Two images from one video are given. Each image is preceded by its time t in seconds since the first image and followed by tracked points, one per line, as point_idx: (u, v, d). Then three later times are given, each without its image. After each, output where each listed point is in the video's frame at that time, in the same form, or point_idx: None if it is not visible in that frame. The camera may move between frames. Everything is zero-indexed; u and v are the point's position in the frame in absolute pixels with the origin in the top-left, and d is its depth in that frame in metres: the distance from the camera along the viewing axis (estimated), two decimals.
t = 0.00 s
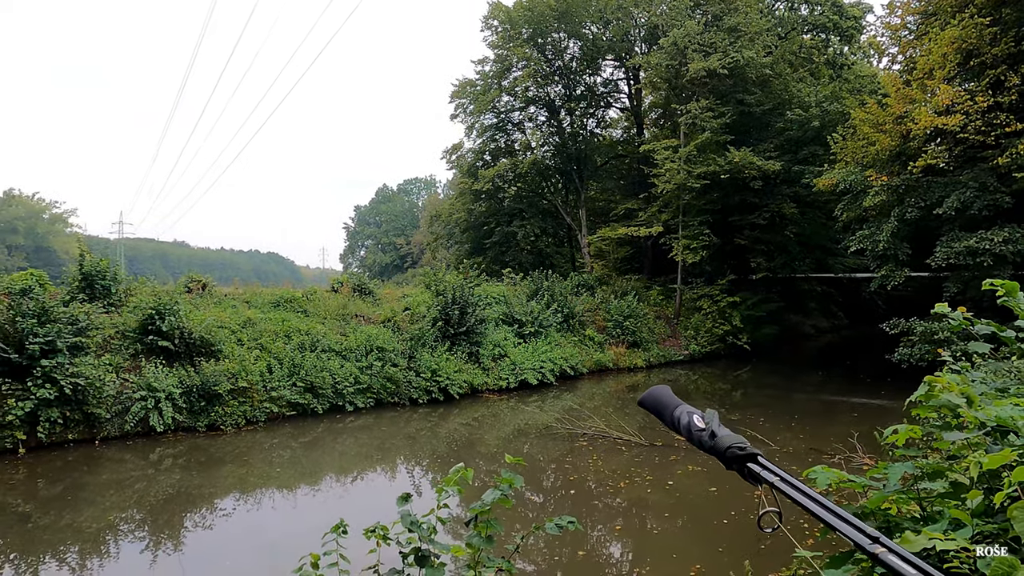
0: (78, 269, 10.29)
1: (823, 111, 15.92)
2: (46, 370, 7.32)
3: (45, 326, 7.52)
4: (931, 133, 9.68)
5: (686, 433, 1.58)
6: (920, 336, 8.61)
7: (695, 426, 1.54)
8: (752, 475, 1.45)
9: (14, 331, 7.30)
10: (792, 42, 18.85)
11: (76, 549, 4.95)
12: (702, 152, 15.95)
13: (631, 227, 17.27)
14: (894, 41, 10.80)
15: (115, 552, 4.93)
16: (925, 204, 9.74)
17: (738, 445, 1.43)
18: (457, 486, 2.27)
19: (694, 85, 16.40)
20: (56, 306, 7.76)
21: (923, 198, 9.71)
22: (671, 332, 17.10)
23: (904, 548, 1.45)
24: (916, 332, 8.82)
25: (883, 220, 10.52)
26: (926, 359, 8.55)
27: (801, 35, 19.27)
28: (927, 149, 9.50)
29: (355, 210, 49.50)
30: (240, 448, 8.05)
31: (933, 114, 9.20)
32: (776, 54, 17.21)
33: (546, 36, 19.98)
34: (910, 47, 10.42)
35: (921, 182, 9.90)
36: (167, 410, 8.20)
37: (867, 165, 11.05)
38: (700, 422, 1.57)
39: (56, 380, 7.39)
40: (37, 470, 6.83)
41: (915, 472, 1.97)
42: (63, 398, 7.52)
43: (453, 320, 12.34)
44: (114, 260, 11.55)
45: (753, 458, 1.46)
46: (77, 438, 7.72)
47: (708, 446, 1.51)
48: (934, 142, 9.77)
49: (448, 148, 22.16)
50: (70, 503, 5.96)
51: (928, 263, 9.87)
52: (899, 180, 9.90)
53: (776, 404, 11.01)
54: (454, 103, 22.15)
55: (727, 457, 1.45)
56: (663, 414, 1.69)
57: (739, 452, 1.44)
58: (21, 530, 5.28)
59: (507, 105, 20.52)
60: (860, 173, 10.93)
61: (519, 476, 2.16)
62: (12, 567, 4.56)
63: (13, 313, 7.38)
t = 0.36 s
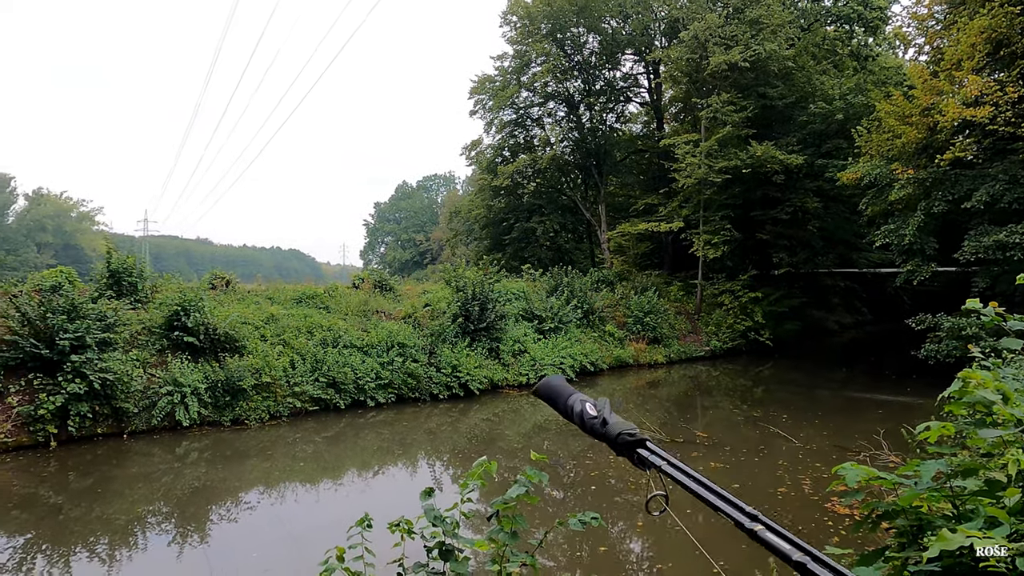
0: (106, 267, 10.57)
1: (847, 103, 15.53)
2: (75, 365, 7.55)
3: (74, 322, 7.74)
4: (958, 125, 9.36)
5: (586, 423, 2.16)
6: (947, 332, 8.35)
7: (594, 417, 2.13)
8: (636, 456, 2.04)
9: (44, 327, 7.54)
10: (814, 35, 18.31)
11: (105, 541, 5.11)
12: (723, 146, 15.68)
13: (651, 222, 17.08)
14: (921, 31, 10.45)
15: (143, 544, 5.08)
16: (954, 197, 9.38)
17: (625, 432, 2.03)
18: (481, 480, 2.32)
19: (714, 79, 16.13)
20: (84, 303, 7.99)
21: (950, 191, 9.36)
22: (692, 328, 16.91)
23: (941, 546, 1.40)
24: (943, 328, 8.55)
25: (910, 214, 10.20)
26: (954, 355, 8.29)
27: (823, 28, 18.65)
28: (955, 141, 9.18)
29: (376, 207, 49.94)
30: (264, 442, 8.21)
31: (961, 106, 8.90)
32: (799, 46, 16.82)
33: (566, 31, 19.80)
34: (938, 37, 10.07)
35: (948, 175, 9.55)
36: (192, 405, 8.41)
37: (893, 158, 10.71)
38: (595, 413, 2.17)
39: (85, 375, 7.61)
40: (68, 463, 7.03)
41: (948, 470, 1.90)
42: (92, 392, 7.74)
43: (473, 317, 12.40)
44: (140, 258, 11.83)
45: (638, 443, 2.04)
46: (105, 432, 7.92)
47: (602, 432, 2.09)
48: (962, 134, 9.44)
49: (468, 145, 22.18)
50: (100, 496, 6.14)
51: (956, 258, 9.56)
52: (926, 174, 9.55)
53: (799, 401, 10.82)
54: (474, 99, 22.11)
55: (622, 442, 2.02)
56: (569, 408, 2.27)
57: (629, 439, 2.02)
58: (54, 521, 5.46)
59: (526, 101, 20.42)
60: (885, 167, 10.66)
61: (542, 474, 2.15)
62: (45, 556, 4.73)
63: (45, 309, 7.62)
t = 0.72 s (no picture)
0: (147, 258, 11.00)
1: (887, 82, 14.86)
2: (120, 354, 7.89)
3: (118, 312, 8.10)
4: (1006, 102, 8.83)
5: (366, 431, 1.64)
6: (991, 318, 7.92)
7: (375, 424, 1.62)
8: (425, 468, 1.59)
9: (90, 318, 7.91)
10: (852, 11, 17.51)
11: (151, 524, 5.38)
12: (757, 129, 15.16)
13: (684, 208, 16.71)
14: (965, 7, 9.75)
15: (188, 526, 5.33)
16: (1000, 177, 8.92)
17: (413, 441, 1.56)
18: (511, 467, 2.38)
19: (748, 61, 15.62)
20: (127, 293, 8.34)
21: (996, 171, 8.89)
22: (725, 315, 16.56)
23: (990, 536, 1.30)
24: (987, 312, 8.13)
25: (953, 195, 9.67)
26: (1000, 341, 7.90)
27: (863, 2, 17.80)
28: (1002, 119, 8.61)
29: (408, 196, 50.40)
30: (302, 429, 8.45)
31: (1009, 82, 8.34)
32: (837, 24, 16.10)
33: (595, 15, 19.36)
34: (982, 12, 9.34)
35: (995, 154, 9.02)
36: (232, 392, 8.70)
37: (936, 138, 10.15)
38: (380, 420, 1.64)
39: (130, 363, 7.95)
40: (115, 448, 7.28)
41: (998, 460, 1.78)
42: (136, 380, 8.07)
43: (504, 304, 12.46)
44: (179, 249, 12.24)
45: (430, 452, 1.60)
46: (149, 419, 8.23)
47: (386, 443, 1.59)
48: (1011, 112, 8.90)
49: (497, 132, 22.09)
50: (145, 480, 6.39)
51: (1002, 241, 9.01)
52: (971, 153, 9.06)
53: (837, 388, 10.50)
54: (503, 86, 21.91)
55: (405, 453, 1.55)
56: (346, 409, 1.72)
57: (415, 449, 1.56)
58: (103, 505, 5.71)
59: (556, 87, 20.13)
60: (927, 148, 9.97)
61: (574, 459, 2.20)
62: (95, 538, 5.01)
63: (91, 300, 7.98)
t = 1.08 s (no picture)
0: (203, 246, 11.50)
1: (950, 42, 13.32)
2: (181, 339, 8.33)
3: (177, 299, 8.61)
4: None
5: (174, 428, 1.84)
6: None
7: (184, 422, 1.83)
8: (238, 462, 1.83)
9: (152, 305, 8.44)
10: None
11: (216, 501, 5.61)
12: (810, 97, 14.29)
13: (733, 181, 16.03)
14: None
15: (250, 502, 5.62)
16: None
17: (225, 438, 1.80)
18: (554, 447, 2.35)
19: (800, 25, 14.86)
20: (185, 281, 8.87)
21: None
22: (778, 290, 15.90)
23: None
24: None
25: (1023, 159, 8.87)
26: None
27: None
28: None
29: (453, 178, 50.71)
30: (356, 408, 8.72)
31: None
32: None
33: None
34: None
35: None
36: (286, 373, 8.90)
37: (1005, 100, 9.26)
38: (188, 416, 1.86)
39: (189, 347, 8.35)
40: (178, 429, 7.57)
41: None
42: (197, 363, 8.42)
43: (550, 284, 12.44)
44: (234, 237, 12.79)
45: (243, 449, 1.83)
46: (210, 400, 8.48)
47: (197, 440, 1.81)
48: None
49: (540, 110, 21.79)
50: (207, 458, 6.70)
51: None
52: None
53: (898, 363, 9.95)
54: (545, 63, 21.50)
55: (216, 452, 1.78)
56: (155, 406, 1.89)
57: (227, 446, 1.79)
58: (169, 482, 6.02)
59: (599, 61, 19.58)
60: (995, 110, 9.26)
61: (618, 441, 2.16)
62: (164, 512, 5.34)
63: (152, 288, 8.53)
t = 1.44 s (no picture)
0: (231, 244, 11.79)
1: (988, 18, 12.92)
2: (210, 336, 8.49)
3: (206, 297, 8.78)
4: None
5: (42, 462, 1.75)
6: None
7: (54, 456, 1.75)
8: (124, 498, 1.79)
9: (181, 302, 8.62)
10: None
11: (250, 495, 5.78)
12: (840, 80, 13.81)
13: (761, 168, 15.64)
14: None
15: (282, 496, 5.76)
16: None
17: (108, 473, 1.75)
18: (569, 444, 2.40)
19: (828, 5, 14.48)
20: (213, 279, 9.05)
21: None
22: (809, 279, 15.49)
23: None
24: None
25: None
26: None
27: None
28: None
29: (479, 172, 50.77)
30: (382, 403, 8.83)
31: None
32: None
33: None
34: None
35: None
36: (313, 369, 9.09)
37: None
38: (61, 449, 1.78)
39: (218, 344, 8.51)
40: (210, 425, 7.79)
41: None
42: (225, 360, 8.59)
43: (575, 276, 12.38)
44: (261, 236, 13.04)
45: (129, 483, 1.79)
46: (239, 396, 8.69)
47: (73, 477, 1.74)
48: None
49: (563, 102, 21.59)
50: (237, 453, 6.87)
51: None
52: None
53: (935, 352, 9.60)
54: (568, 54, 21.25)
55: (99, 488, 1.73)
56: (14, 432, 1.78)
57: (111, 482, 1.75)
58: (202, 476, 6.18)
59: (623, 50, 19.25)
60: None
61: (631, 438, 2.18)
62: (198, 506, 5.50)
63: (181, 286, 8.73)
